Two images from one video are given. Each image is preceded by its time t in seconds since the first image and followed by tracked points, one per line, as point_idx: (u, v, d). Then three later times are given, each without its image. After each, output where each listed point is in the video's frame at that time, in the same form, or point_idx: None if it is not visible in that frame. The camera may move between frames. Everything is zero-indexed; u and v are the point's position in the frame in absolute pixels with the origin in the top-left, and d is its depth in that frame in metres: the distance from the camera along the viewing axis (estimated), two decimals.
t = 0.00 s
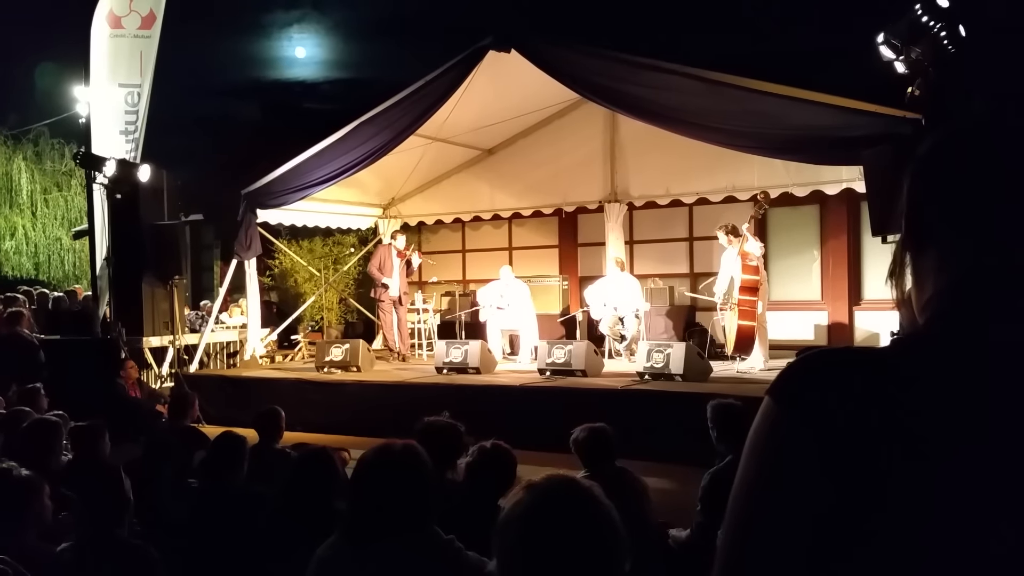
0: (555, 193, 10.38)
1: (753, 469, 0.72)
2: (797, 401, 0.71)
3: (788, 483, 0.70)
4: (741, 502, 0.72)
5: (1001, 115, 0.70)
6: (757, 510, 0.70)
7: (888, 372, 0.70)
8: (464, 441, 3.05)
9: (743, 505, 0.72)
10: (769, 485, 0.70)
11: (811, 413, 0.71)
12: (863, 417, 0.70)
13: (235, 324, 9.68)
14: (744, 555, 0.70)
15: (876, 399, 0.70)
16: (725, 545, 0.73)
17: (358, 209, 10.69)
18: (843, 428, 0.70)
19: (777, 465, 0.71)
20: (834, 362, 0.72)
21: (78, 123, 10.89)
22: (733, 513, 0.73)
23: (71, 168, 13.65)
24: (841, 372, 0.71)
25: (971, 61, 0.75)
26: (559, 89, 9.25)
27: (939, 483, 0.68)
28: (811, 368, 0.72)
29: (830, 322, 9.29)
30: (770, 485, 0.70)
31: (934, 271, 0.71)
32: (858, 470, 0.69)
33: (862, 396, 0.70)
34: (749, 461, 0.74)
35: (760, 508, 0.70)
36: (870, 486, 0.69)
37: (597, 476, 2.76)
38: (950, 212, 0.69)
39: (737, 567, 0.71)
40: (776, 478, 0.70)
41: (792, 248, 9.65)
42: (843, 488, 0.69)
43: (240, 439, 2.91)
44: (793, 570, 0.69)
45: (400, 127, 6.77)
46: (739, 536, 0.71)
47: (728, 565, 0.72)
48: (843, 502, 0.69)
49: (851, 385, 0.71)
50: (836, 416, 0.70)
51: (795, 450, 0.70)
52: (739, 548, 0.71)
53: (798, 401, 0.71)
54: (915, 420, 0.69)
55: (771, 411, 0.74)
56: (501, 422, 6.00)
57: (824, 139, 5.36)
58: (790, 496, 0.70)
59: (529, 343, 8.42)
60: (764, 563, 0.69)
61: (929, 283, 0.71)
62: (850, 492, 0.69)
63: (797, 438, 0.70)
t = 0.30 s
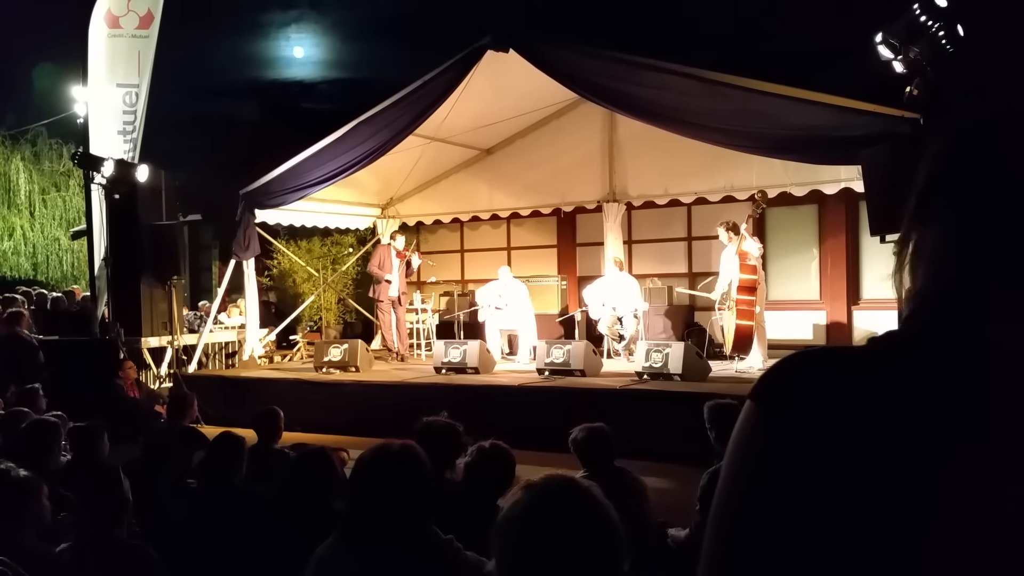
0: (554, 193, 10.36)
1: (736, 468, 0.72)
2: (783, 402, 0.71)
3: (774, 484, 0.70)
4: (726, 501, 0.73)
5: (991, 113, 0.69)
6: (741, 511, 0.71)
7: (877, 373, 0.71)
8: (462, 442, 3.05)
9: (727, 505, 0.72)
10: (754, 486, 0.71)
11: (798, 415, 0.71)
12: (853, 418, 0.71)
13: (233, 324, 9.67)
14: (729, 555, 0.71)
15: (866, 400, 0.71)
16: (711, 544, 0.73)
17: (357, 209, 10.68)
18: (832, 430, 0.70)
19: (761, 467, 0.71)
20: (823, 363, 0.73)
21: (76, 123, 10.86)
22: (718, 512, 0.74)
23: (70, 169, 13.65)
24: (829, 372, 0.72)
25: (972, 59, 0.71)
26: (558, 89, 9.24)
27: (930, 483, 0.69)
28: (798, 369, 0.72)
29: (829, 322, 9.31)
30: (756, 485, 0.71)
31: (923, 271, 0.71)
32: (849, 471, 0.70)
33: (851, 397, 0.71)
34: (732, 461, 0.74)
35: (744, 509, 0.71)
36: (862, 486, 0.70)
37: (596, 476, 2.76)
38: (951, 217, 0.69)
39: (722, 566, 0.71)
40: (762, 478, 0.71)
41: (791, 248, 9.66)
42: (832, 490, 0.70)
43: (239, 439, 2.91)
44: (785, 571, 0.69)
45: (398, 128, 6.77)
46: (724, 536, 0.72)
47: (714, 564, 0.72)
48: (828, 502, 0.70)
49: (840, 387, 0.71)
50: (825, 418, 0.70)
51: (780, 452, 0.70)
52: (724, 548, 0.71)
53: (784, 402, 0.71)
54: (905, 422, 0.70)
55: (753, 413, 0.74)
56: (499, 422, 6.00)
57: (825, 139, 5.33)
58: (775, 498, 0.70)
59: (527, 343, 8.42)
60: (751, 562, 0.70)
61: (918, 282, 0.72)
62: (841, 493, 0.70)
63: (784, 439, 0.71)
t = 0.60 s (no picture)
0: (552, 193, 10.36)
1: (733, 468, 0.73)
2: (775, 409, 0.72)
3: (769, 486, 0.71)
4: (723, 500, 0.73)
5: (984, 113, 0.69)
6: (735, 511, 0.71)
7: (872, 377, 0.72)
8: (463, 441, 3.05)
9: (725, 505, 0.73)
10: (750, 487, 0.71)
11: (792, 414, 0.71)
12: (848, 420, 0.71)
13: (232, 324, 9.66)
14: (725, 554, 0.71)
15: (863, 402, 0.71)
16: (708, 543, 0.74)
17: (355, 210, 10.68)
18: (838, 436, 0.71)
19: (756, 469, 0.71)
20: (817, 366, 0.73)
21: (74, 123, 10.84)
22: (715, 513, 0.74)
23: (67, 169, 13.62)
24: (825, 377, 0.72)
25: (970, 57, 0.70)
26: (557, 89, 9.23)
27: (927, 483, 0.70)
28: (792, 371, 0.73)
29: (827, 322, 9.33)
30: (751, 486, 0.71)
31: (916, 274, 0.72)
32: (843, 473, 0.70)
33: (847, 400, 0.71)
34: (728, 462, 0.75)
35: (739, 508, 0.71)
36: (858, 488, 0.70)
37: (596, 476, 2.76)
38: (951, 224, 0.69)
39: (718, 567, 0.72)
40: (757, 481, 0.71)
41: (789, 248, 9.67)
42: (830, 490, 0.70)
43: (238, 440, 2.90)
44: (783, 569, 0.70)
45: (397, 129, 6.79)
46: (720, 535, 0.72)
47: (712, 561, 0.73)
48: (822, 499, 0.70)
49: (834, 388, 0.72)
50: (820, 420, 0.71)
51: (772, 456, 0.71)
52: (720, 548, 0.72)
53: (779, 404, 0.72)
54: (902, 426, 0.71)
55: (749, 416, 0.75)
56: (498, 422, 5.99)
57: (824, 139, 5.40)
58: (770, 499, 0.70)
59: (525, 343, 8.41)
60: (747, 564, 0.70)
61: (912, 285, 0.73)
62: (834, 495, 0.70)
63: (779, 442, 0.71)
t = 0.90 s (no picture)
0: (550, 193, 10.37)
1: (734, 471, 0.72)
2: (774, 409, 0.71)
3: (770, 489, 0.70)
4: (726, 505, 0.72)
5: (977, 113, 0.69)
6: (738, 515, 0.71)
7: (871, 381, 0.71)
8: (461, 441, 3.06)
9: (728, 510, 0.71)
10: (751, 492, 0.70)
11: (790, 417, 0.70)
12: (848, 420, 0.70)
13: (229, 324, 9.66)
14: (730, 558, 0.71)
15: (863, 403, 0.70)
16: (713, 547, 0.73)
17: (353, 209, 10.67)
18: (837, 438, 0.70)
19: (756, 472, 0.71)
20: (813, 368, 0.73)
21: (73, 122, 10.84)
22: (718, 518, 0.73)
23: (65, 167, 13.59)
24: (824, 379, 0.72)
25: (964, 62, 0.73)
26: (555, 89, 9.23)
27: (931, 484, 0.69)
28: (791, 372, 0.73)
29: (825, 323, 9.35)
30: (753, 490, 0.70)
31: (915, 271, 0.72)
32: (845, 475, 0.69)
33: (847, 402, 0.71)
34: (729, 466, 0.74)
35: (742, 512, 0.70)
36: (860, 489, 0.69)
37: (594, 476, 2.75)
38: (948, 224, 0.69)
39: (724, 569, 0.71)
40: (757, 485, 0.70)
41: (787, 249, 9.68)
42: (831, 493, 0.69)
43: (233, 440, 2.86)
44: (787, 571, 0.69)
45: (395, 128, 6.78)
46: (724, 538, 0.71)
47: (716, 565, 0.72)
48: (823, 500, 0.69)
49: (833, 389, 0.71)
50: (820, 422, 0.70)
51: (773, 458, 0.70)
52: (724, 552, 0.71)
53: (778, 405, 0.71)
54: (902, 425, 0.70)
55: (748, 418, 0.74)
56: (495, 422, 5.99)
57: (822, 141, 5.39)
58: (772, 502, 0.69)
59: (523, 343, 8.40)
60: (750, 565, 0.69)
61: (910, 285, 0.72)
62: (837, 498, 0.69)
63: (778, 445, 0.70)
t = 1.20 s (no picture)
0: (550, 193, 10.37)
1: (736, 470, 0.73)
2: (776, 409, 0.72)
3: (771, 489, 0.71)
4: (728, 504, 0.73)
5: (976, 112, 0.69)
6: (742, 515, 0.71)
7: (876, 383, 0.71)
8: (459, 441, 3.05)
9: (730, 509, 0.72)
10: (755, 491, 0.71)
11: (794, 417, 0.71)
12: (851, 420, 0.71)
13: (229, 323, 9.67)
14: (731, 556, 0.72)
15: (863, 403, 0.71)
16: (715, 547, 0.74)
17: (352, 209, 10.67)
18: (836, 439, 0.70)
19: (758, 472, 0.71)
20: (816, 368, 0.73)
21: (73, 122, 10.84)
22: (720, 517, 0.74)
23: (65, 167, 13.58)
24: (826, 379, 0.72)
25: (957, 71, 0.71)
26: (555, 88, 9.23)
27: (933, 484, 0.69)
28: (794, 373, 0.74)
29: (824, 323, 9.34)
30: (755, 489, 0.71)
31: (921, 276, 0.71)
32: (848, 475, 0.70)
33: (846, 402, 0.71)
34: (732, 465, 0.75)
35: (745, 511, 0.71)
36: (863, 488, 0.69)
37: (593, 476, 2.76)
38: (950, 225, 0.69)
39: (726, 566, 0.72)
40: (760, 485, 0.71)
41: (786, 249, 9.67)
42: (830, 492, 0.69)
43: (233, 440, 2.87)
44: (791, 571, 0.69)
45: (394, 128, 6.78)
46: (726, 538, 0.72)
47: (718, 564, 0.73)
48: (826, 502, 0.69)
49: (836, 390, 0.72)
50: (821, 422, 0.71)
51: (776, 458, 0.71)
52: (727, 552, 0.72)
53: (780, 406, 0.72)
54: (905, 426, 0.70)
55: (751, 418, 0.75)
56: (494, 422, 5.99)
57: (822, 141, 5.37)
58: (773, 501, 0.70)
59: (522, 343, 8.39)
60: (752, 564, 0.70)
61: (912, 285, 0.73)
62: (841, 496, 0.69)
63: (783, 445, 0.71)
